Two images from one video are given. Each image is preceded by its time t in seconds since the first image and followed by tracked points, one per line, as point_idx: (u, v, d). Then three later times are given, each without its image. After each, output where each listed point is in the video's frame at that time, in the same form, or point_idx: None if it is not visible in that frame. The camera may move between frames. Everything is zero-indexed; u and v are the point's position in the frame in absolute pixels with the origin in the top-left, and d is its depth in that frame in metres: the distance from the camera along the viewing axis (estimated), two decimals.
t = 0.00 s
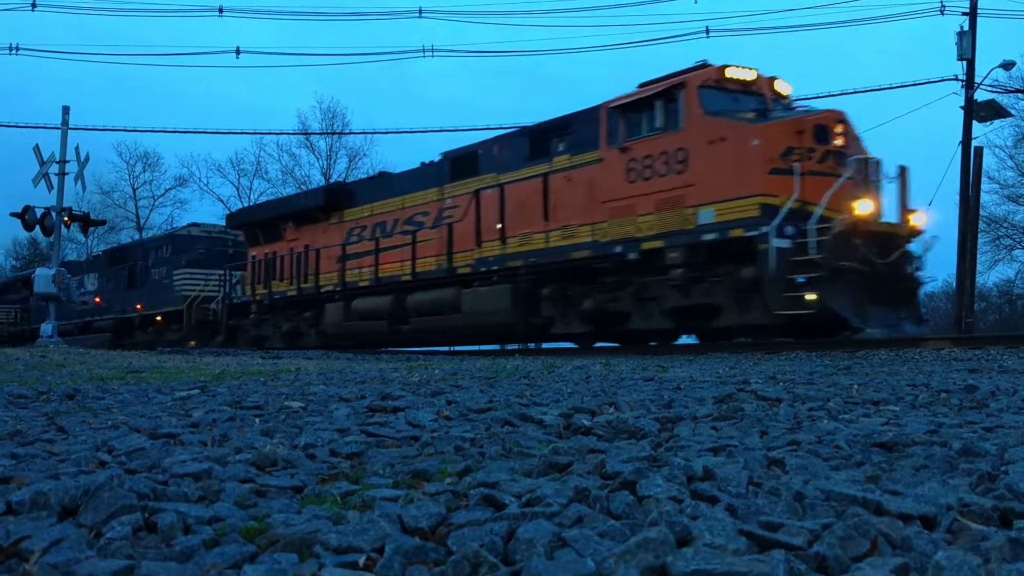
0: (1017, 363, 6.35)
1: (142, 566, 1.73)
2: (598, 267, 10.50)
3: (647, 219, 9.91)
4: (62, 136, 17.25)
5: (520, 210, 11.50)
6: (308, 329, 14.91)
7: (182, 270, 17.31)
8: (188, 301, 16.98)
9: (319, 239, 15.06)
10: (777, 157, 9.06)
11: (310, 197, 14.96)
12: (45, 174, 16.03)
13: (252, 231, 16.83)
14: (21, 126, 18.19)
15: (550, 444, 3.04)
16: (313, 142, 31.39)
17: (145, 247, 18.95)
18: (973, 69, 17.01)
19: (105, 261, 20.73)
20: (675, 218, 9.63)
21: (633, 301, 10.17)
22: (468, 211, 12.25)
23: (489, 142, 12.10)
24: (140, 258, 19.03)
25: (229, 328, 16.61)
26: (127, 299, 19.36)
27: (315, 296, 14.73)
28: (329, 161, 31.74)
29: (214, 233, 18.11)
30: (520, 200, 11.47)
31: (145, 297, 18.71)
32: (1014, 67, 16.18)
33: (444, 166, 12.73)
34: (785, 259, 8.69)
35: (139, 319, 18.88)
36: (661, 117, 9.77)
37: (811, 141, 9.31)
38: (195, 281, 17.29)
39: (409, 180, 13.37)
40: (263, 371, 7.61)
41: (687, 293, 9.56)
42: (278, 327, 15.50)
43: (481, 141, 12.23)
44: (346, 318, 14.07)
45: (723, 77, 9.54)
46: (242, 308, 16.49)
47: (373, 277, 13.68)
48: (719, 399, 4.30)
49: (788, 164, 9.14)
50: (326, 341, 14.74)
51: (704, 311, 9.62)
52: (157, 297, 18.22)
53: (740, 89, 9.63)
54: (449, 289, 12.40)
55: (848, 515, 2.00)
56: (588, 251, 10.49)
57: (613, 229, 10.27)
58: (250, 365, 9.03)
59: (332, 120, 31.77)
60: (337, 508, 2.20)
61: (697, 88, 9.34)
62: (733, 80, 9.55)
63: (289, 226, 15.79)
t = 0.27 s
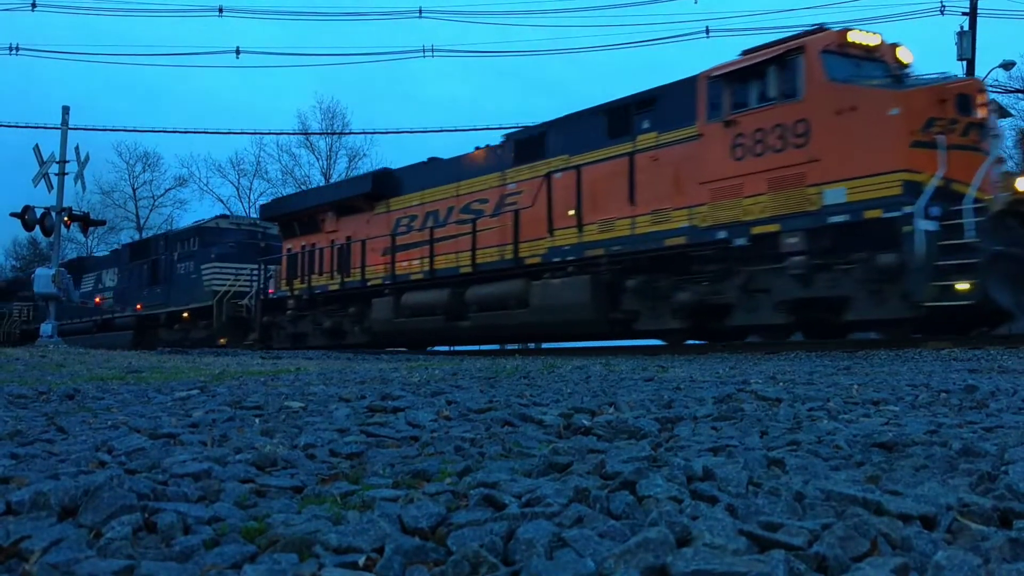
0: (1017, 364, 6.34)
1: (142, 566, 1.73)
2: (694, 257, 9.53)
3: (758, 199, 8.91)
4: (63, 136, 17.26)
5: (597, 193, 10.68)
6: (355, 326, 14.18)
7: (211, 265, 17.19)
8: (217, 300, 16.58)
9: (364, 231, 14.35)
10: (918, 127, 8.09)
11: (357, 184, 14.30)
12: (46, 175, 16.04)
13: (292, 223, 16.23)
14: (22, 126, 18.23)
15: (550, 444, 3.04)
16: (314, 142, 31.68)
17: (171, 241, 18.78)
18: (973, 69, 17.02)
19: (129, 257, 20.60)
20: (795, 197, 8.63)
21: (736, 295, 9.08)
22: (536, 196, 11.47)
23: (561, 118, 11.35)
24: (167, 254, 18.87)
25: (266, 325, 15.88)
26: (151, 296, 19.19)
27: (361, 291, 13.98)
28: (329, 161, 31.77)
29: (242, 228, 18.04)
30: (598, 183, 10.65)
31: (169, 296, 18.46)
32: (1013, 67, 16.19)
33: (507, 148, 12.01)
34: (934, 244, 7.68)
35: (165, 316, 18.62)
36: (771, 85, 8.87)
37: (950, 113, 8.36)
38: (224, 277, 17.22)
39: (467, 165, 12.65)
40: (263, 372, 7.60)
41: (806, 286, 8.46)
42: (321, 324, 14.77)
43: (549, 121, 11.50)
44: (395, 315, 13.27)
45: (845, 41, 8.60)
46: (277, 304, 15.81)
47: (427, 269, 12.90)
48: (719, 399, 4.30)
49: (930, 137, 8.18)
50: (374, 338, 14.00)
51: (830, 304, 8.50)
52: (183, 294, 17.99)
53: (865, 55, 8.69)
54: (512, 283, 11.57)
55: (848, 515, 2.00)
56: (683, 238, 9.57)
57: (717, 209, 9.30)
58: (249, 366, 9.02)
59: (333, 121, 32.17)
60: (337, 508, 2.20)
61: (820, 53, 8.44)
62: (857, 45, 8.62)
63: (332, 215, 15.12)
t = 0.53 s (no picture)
0: (1008, 365, 6.35)
1: (135, 564, 1.72)
2: (807, 243, 8.82)
3: (849, 181, 8.41)
4: (58, 133, 17.22)
5: (684, 174, 9.99)
6: (399, 321, 13.61)
7: (237, 256, 16.56)
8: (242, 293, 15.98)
9: (410, 220, 13.80)
10: None
11: (402, 170, 13.78)
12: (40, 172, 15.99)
13: (328, 212, 15.73)
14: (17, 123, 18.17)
15: (543, 444, 3.04)
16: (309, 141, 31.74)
17: (194, 233, 18.24)
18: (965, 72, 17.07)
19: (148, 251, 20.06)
20: (932, 176, 7.83)
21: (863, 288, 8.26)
22: (615, 178, 10.77)
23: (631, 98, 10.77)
24: (189, 246, 18.34)
25: (298, 321, 15.46)
26: (171, 290, 18.67)
27: (409, 282, 13.38)
28: (324, 160, 31.75)
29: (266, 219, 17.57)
30: (686, 162, 9.95)
31: (191, 290, 17.89)
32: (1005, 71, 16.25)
33: (575, 128, 11.43)
34: None
35: (186, 312, 18.07)
36: (903, 50, 8.09)
37: None
38: (252, 269, 16.56)
39: (530, 148, 12.01)
40: (256, 370, 7.58)
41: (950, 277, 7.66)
42: (364, 318, 14.14)
43: (624, 98, 10.88)
44: (448, 308, 12.61)
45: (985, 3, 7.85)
46: (315, 297, 15.41)
47: (485, 258, 12.27)
48: (712, 399, 4.30)
49: None
50: (421, 333, 13.47)
51: (975, 297, 7.70)
52: (205, 287, 17.42)
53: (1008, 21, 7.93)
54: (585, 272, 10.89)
55: (841, 516, 2.01)
56: (796, 221, 8.80)
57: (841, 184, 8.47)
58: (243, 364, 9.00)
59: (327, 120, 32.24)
60: (330, 507, 2.20)
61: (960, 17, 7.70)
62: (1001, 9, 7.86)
63: (371, 204, 14.64)
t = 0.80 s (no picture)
0: (989, 367, 6.40)
1: (117, 561, 1.72)
2: (948, 227, 7.70)
3: (869, 180, 8.26)
4: (42, 127, 17.11)
5: (785, 153, 8.97)
6: (443, 314, 12.74)
7: (258, 245, 15.84)
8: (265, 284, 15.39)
9: (455, 205, 12.87)
10: None
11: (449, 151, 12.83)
12: (24, 165, 15.89)
13: (360, 195, 14.85)
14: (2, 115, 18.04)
15: (527, 442, 3.04)
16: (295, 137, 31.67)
17: (209, 219, 17.53)
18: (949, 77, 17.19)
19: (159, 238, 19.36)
20: None
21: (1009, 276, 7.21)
22: (705, 156, 9.73)
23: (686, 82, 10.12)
24: (203, 233, 17.65)
25: (330, 314, 14.73)
26: (184, 280, 18.02)
27: (457, 272, 12.49)
28: (310, 157, 31.69)
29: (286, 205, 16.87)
30: (790, 136, 8.91)
31: (207, 281, 17.23)
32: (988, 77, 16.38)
33: (652, 102, 10.42)
34: None
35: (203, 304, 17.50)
36: None
37: None
38: (274, 259, 15.84)
39: (593, 128, 11.15)
40: (240, 366, 7.55)
41: None
42: (405, 311, 13.24)
43: (712, 67, 9.87)
44: (501, 301, 11.66)
45: None
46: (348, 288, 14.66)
47: (546, 246, 11.30)
48: (696, 399, 4.31)
49: None
50: (469, 329, 12.60)
51: None
52: (223, 277, 16.78)
53: None
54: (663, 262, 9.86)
55: (823, 516, 2.02)
56: (932, 203, 7.71)
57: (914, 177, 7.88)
58: (227, 360, 8.95)
59: (314, 116, 32.15)
60: (313, 504, 2.19)
61: None
62: None
63: (412, 188, 13.68)
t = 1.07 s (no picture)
0: (983, 367, 6.41)
1: (110, 556, 1.72)
2: None
3: (937, 168, 8.11)
4: (39, 121, 17.09)
5: (929, 126, 8.18)
6: (506, 307, 12.00)
7: (296, 234, 14.90)
8: (304, 276, 14.55)
9: (520, 188, 12.23)
10: None
11: (513, 130, 12.22)
12: (20, 159, 15.86)
13: (410, 179, 14.16)
14: None
15: (522, 440, 3.04)
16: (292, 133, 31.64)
17: (241, 206, 16.56)
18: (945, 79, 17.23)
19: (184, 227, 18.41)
20: None
21: None
22: (832, 129, 8.94)
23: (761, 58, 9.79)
24: (234, 221, 16.72)
25: (376, 306, 13.85)
26: (212, 271, 17.14)
27: (526, 262, 11.70)
28: (307, 153, 31.65)
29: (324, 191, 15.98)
30: (935, 106, 8.14)
31: (239, 272, 16.34)
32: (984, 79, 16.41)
33: (758, 71, 9.77)
34: None
35: (234, 296, 16.59)
36: None
37: None
38: (313, 247, 14.92)
39: (680, 102, 10.57)
40: (235, 361, 7.54)
41: None
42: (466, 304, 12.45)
43: (832, 32, 9.19)
44: (577, 293, 10.99)
45: None
46: (397, 281, 13.77)
47: (633, 231, 10.62)
48: (691, 398, 4.31)
49: None
50: (537, 323, 11.94)
51: None
52: (256, 268, 15.87)
53: None
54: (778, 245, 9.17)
55: (817, 515, 2.02)
56: None
57: None
58: (222, 355, 8.93)
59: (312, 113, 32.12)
60: (308, 500, 2.19)
61: None
62: None
63: (469, 171, 13.05)
